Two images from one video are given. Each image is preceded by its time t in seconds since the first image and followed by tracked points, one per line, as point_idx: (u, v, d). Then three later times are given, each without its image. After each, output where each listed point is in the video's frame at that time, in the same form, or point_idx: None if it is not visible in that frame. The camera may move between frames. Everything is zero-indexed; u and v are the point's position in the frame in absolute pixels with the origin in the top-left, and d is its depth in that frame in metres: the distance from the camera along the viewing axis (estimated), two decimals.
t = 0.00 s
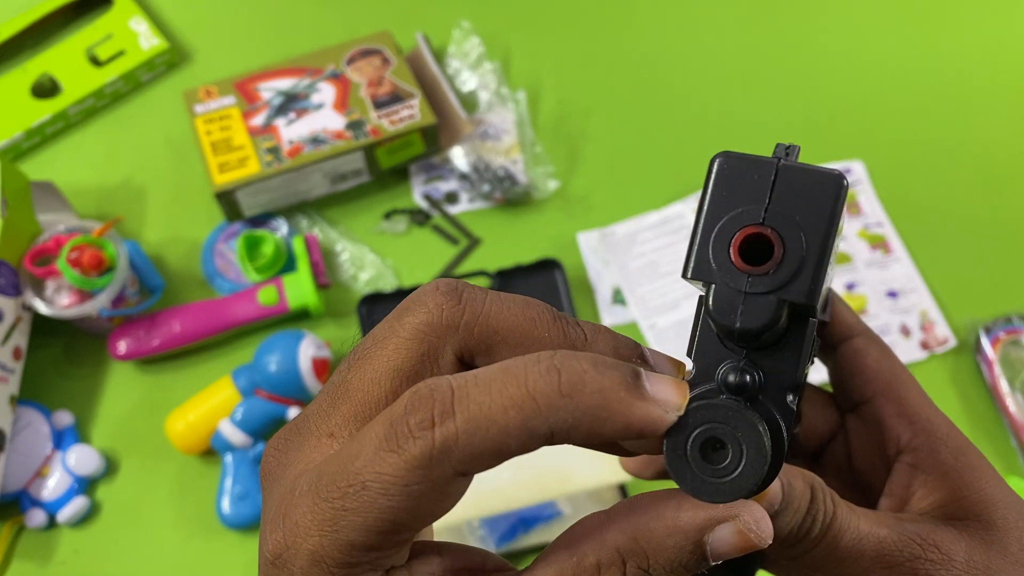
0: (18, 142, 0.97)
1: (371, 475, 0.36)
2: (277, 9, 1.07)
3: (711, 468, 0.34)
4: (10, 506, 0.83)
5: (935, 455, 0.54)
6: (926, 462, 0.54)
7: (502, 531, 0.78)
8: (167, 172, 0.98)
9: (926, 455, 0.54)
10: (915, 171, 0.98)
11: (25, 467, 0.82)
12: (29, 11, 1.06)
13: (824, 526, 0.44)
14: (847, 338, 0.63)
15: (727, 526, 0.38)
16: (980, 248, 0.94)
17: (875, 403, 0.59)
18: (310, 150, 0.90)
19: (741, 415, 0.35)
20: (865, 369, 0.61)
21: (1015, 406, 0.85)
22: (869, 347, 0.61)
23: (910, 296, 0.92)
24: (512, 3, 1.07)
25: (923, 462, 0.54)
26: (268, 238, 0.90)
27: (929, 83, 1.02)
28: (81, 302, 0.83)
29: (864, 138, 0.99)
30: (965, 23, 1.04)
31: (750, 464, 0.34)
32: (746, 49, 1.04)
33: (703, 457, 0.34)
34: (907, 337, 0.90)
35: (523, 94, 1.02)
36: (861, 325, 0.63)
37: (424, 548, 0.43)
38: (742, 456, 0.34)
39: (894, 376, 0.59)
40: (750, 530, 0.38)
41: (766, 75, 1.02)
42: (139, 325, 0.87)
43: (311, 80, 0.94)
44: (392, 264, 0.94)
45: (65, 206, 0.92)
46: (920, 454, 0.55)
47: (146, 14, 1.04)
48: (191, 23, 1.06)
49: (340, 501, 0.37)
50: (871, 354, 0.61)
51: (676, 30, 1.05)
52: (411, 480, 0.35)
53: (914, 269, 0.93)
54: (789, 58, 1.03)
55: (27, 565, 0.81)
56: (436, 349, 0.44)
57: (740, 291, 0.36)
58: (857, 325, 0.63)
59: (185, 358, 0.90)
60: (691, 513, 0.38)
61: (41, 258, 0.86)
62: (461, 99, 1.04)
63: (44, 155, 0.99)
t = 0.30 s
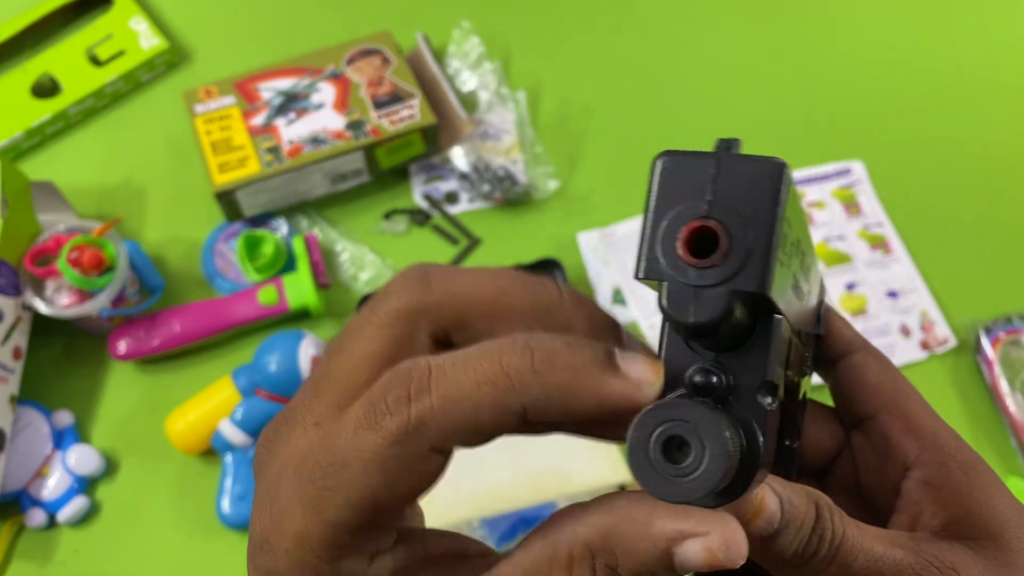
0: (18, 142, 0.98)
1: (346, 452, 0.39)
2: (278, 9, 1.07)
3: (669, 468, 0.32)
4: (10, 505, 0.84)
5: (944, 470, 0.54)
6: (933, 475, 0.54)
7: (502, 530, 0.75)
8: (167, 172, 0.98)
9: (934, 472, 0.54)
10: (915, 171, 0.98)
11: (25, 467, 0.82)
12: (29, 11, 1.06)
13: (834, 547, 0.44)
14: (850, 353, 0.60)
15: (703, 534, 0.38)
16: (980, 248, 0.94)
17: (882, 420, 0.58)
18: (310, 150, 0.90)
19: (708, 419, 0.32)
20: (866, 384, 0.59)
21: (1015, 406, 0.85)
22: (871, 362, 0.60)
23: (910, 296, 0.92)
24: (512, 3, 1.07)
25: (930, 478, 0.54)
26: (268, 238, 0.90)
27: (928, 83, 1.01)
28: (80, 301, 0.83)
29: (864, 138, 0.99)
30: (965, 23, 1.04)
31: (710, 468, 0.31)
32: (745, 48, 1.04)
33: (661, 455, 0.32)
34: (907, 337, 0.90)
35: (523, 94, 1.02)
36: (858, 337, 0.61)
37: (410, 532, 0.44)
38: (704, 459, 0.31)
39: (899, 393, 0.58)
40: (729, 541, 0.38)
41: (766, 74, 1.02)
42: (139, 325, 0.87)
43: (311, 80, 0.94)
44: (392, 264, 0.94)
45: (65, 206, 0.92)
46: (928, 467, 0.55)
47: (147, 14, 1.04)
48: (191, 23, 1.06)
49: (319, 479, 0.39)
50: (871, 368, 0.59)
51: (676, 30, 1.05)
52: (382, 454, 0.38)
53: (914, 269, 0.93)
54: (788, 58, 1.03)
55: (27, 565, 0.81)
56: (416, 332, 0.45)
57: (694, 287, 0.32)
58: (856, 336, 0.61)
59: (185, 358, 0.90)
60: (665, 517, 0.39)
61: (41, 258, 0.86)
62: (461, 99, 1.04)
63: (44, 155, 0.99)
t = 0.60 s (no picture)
0: (17, 142, 0.97)
1: (400, 366, 0.49)
2: (278, 9, 1.07)
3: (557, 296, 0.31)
4: (9, 505, 0.83)
5: (894, 473, 0.52)
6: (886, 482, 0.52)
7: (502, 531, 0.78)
8: (167, 172, 0.98)
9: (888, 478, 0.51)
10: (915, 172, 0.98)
11: (25, 467, 0.81)
12: (29, 11, 1.06)
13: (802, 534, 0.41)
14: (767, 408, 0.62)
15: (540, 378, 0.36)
16: (979, 247, 0.94)
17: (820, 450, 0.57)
18: (310, 150, 0.90)
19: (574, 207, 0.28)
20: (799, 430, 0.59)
21: (1016, 407, 0.85)
22: (787, 409, 0.61)
23: (911, 296, 0.92)
24: (512, 3, 1.07)
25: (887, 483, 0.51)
26: (267, 238, 0.90)
27: (928, 83, 1.01)
28: (80, 301, 0.83)
29: (865, 138, 0.99)
30: (965, 23, 1.04)
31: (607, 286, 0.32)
32: (746, 48, 1.04)
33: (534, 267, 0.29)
34: (907, 337, 0.90)
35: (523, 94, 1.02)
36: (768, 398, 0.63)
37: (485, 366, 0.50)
38: (546, 205, 0.28)
39: (832, 427, 0.57)
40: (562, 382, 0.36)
41: (766, 75, 1.02)
42: (139, 324, 0.87)
43: (311, 80, 0.94)
44: (392, 264, 0.94)
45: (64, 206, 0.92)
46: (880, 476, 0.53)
47: (146, 14, 1.04)
48: (191, 23, 1.06)
49: (381, 386, 0.50)
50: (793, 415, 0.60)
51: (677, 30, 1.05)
52: (423, 365, 0.48)
53: (915, 269, 0.93)
54: (789, 58, 1.03)
55: (26, 565, 0.81)
56: (484, 282, 0.51)
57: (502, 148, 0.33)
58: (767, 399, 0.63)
59: (185, 358, 0.90)
60: (526, 368, 0.37)
61: (41, 258, 0.85)
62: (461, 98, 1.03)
63: (43, 154, 0.99)
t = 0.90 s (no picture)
0: (19, 142, 0.98)
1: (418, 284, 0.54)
2: (279, 10, 1.08)
3: (618, 118, 0.33)
4: (11, 505, 0.84)
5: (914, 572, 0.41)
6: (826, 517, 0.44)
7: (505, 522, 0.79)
8: (169, 173, 0.99)
9: None
10: (913, 173, 0.98)
11: (26, 467, 0.82)
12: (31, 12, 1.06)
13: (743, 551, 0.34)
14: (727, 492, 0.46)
15: (496, 206, 0.40)
16: (975, 248, 0.95)
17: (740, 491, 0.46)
18: (311, 150, 0.90)
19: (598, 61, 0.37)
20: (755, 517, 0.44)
21: (1013, 406, 0.85)
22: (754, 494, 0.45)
23: (908, 296, 0.93)
24: (512, 5, 1.08)
25: None
26: (268, 238, 0.90)
27: (926, 84, 1.02)
28: (82, 301, 0.83)
29: (863, 139, 1.00)
30: (963, 25, 1.05)
31: (655, 129, 0.33)
32: (745, 49, 1.04)
33: (613, 72, 0.33)
34: (906, 337, 0.90)
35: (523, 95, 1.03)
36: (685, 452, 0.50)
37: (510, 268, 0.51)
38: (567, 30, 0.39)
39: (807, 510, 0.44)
40: (511, 192, 0.39)
41: (766, 76, 1.03)
42: (140, 324, 0.88)
43: (312, 81, 0.95)
44: (392, 264, 0.95)
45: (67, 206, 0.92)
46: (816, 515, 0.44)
47: (148, 15, 1.05)
48: (191, 23, 1.07)
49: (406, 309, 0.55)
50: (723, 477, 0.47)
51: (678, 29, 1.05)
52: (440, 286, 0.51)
53: (912, 269, 0.94)
54: (789, 59, 1.04)
55: (29, 564, 0.82)
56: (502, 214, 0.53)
57: (538, 86, 0.40)
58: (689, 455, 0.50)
59: (187, 358, 0.90)
60: (485, 208, 0.41)
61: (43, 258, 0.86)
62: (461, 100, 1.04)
63: (45, 155, 1.00)
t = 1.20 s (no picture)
0: (19, 142, 0.98)
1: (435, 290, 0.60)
2: (279, 10, 1.08)
3: (587, 102, 0.41)
4: (11, 504, 0.84)
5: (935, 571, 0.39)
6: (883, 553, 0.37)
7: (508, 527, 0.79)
8: (169, 173, 0.99)
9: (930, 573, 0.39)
10: (913, 174, 0.99)
11: (26, 466, 0.82)
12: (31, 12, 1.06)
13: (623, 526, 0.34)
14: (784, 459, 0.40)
15: (490, 191, 0.47)
16: (975, 248, 0.95)
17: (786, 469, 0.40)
18: (312, 150, 0.90)
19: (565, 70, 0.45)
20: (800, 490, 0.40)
21: (1013, 406, 0.85)
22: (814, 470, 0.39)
23: (908, 296, 0.93)
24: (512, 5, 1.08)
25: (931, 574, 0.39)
26: (269, 238, 0.90)
27: (925, 85, 1.02)
28: (83, 301, 0.83)
29: (863, 139, 1.00)
30: (963, 25, 1.05)
31: (621, 114, 0.41)
32: (745, 49, 1.04)
33: (586, 60, 0.41)
34: (906, 337, 0.90)
35: (523, 96, 1.03)
36: (744, 343, 0.39)
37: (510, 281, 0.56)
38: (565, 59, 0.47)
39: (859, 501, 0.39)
40: (503, 176, 0.46)
41: (765, 76, 1.03)
42: (141, 324, 0.88)
43: (313, 81, 0.95)
44: (392, 264, 0.95)
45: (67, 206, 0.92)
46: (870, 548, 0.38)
47: (148, 15, 1.05)
48: (191, 24, 1.07)
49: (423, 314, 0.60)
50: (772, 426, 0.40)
51: (677, 30, 1.05)
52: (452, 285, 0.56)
53: (912, 269, 0.94)
54: (789, 59, 1.04)
55: (29, 564, 0.82)
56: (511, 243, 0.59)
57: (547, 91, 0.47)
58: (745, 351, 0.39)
59: (187, 358, 0.90)
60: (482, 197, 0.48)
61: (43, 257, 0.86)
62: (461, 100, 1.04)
63: (46, 155, 1.00)
